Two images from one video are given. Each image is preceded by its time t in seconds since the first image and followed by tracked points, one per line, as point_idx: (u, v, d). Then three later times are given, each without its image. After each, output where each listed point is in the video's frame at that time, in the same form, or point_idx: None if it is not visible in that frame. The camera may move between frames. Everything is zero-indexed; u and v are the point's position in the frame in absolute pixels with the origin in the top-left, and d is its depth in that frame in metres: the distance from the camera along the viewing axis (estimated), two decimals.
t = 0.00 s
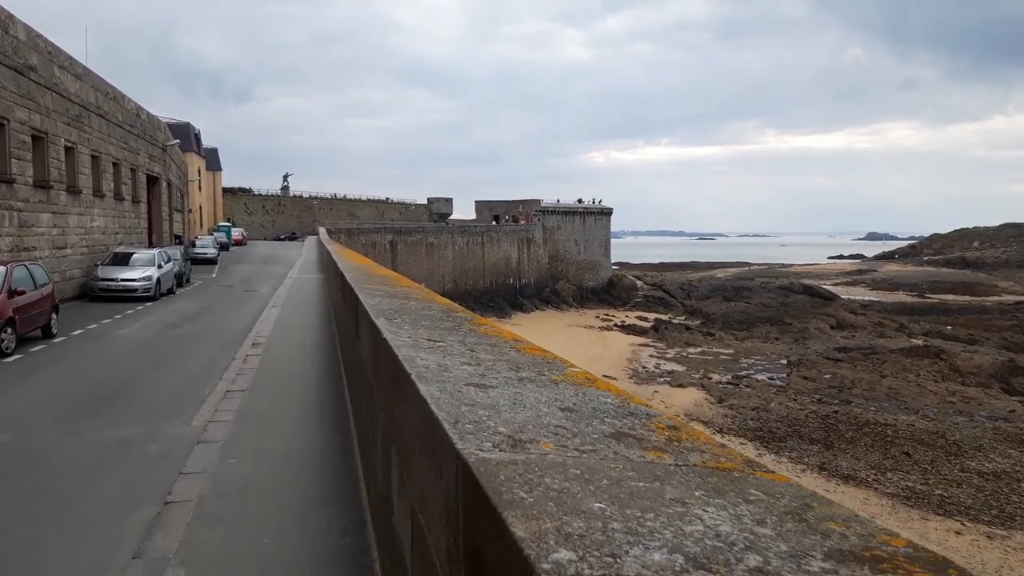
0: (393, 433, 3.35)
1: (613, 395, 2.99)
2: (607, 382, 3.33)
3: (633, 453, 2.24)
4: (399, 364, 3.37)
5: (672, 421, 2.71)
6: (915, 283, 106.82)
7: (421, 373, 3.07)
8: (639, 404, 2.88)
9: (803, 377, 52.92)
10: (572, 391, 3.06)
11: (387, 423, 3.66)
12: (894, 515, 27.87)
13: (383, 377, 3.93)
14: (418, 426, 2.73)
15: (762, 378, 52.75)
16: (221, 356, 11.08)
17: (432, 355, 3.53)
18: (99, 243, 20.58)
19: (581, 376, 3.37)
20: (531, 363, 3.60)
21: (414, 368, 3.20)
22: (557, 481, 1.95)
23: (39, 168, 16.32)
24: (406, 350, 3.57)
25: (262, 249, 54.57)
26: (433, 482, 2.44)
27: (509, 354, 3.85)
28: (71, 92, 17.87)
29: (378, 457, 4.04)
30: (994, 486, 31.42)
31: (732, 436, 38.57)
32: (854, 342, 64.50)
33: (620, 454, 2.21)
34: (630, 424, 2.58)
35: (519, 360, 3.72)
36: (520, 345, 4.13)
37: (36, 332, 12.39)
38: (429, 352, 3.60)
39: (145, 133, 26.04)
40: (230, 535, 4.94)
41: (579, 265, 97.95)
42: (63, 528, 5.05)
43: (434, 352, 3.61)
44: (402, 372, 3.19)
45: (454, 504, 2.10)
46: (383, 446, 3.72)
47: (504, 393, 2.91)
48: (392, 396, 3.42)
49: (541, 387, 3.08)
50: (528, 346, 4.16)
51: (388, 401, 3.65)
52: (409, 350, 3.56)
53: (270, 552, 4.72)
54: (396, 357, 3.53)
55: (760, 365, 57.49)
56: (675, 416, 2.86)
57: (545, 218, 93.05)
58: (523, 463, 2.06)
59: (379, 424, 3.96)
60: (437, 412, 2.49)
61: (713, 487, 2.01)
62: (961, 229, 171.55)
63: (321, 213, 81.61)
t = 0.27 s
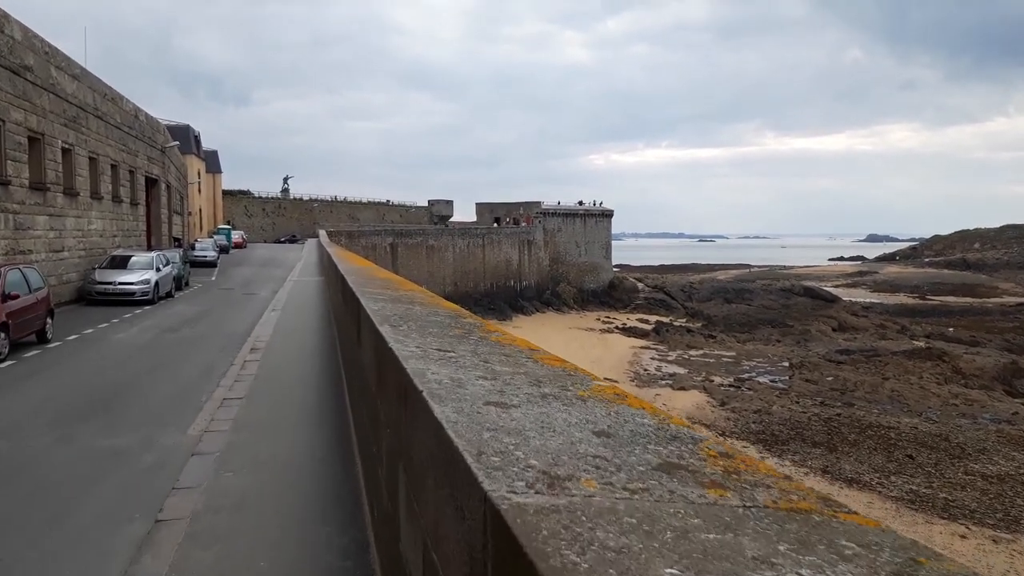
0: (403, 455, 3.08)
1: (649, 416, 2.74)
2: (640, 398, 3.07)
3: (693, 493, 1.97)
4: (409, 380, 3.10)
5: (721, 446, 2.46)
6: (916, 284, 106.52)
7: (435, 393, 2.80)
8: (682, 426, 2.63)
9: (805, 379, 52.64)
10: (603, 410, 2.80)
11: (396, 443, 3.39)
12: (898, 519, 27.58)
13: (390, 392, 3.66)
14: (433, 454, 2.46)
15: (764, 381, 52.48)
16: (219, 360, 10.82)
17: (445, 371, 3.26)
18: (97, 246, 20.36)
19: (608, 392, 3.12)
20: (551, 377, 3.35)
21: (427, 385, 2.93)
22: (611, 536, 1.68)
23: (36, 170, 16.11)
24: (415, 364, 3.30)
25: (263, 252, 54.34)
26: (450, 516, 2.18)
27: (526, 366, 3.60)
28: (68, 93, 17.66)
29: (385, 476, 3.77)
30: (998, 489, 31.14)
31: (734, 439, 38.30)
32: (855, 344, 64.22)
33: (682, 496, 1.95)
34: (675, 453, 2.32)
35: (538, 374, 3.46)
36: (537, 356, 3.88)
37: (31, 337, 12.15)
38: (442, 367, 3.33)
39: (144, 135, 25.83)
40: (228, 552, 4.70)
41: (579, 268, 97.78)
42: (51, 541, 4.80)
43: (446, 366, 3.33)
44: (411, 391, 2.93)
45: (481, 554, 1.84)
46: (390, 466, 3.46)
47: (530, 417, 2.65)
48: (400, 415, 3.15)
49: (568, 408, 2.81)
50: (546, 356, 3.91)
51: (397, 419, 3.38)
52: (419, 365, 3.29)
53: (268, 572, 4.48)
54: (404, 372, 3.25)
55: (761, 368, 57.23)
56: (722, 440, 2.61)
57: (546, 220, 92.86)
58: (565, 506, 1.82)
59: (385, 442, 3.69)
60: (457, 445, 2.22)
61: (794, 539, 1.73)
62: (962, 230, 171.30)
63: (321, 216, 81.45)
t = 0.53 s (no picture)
0: (423, 489, 2.80)
1: (704, 451, 2.47)
2: (688, 427, 2.81)
3: (786, 561, 1.70)
4: (426, 404, 2.80)
5: (796, 491, 2.18)
6: (921, 292, 105.86)
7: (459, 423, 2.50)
8: (747, 464, 2.36)
9: (811, 388, 52.14)
10: (650, 443, 2.52)
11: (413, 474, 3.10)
12: (908, 530, 27.11)
13: (403, 416, 3.36)
14: (459, 495, 2.16)
15: (770, 389, 52.03)
16: (221, 370, 10.54)
17: (467, 394, 2.96)
18: (100, 253, 20.16)
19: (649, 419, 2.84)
20: (584, 400, 3.06)
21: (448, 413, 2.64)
22: None
23: (37, 175, 15.92)
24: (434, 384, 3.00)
25: (266, 258, 54.15)
26: None
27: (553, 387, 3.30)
28: (71, 98, 17.50)
29: (395, 505, 3.49)
30: (1009, 500, 30.64)
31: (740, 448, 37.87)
32: (862, 353, 63.71)
33: (773, 566, 1.67)
34: (747, 504, 2.05)
35: (569, 397, 3.17)
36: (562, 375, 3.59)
37: (29, 344, 11.92)
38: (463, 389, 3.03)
39: (147, 140, 25.68)
40: None
41: (584, 275, 97.49)
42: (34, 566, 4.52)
43: (466, 388, 3.03)
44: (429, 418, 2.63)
45: None
46: (403, 497, 3.17)
47: (570, 455, 2.36)
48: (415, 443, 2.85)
49: (610, 441, 2.53)
50: (573, 375, 3.63)
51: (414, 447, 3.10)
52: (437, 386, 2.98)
53: None
54: (420, 393, 2.95)
55: (767, 376, 56.76)
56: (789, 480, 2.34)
57: (550, 227, 92.63)
58: None
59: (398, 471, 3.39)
60: (492, 496, 1.92)
61: None
62: (967, 238, 170.50)
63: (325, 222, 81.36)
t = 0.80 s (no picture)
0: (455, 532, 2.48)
1: (783, 498, 2.11)
2: (754, 463, 2.46)
3: None
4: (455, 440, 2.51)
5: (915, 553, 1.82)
6: (932, 296, 104.93)
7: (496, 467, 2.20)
8: (840, 515, 2.00)
9: (822, 392, 51.57)
10: (719, 487, 2.16)
11: (446, 514, 2.81)
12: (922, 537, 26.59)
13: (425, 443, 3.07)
14: (503, 555, 1.86)
15: (780, 394, 51.51)
16: (226, 378, 10.28)
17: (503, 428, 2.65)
18: (107, 256, 20.02)
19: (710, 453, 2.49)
20: (627, 430, 2.73)
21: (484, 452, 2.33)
22: None
23: (43, 178, 15.78)
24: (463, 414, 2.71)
25: (274, 262, 54.11)
26: None
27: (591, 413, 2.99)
28: (78, 100, 17.38)
29: (418, 539, 3.21)
30: None
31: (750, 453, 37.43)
32: (873, 357, 63.06)
33: None
34: None
35: (610, 425, 2.84)
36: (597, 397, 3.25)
37: (32, 350, 11.72)
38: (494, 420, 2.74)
39: (155, 143, 25.57)
40: None
41: (592, 278, 97.17)
42: None
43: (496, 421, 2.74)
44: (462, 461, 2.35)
45: None
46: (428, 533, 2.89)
47: (626, 502, 2.01)
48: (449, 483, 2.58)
49: (674, 486, 2.16)
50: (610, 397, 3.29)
51: (448, 483, 2.80)
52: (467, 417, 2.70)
53: None
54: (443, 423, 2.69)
55: (777, 380, 56.24)
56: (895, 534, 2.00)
57: (558, 231, 92.40)
58: None
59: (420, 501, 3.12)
60: (549, 570, 1.59)
61: None
62: (978, 242, 169.08)
63: (334, 226, 81.39)
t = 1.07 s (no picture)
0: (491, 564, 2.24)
1: (888, 532, 1.99)
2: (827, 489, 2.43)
3: None
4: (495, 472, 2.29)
5: None
6: (937, 297, 104.40)
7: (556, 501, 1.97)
8: (963, 558, 1.85)
9: (827, 394, 51.19)
10: (809, 518, 2.05)
11: (470, 535, 2.52)
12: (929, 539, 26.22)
13: (448, 460, 2.85)
14: None
15: (785, 395, 51.17)
16: (228, 379, 10.07)
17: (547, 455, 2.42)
18: (109, 257, 19.84)
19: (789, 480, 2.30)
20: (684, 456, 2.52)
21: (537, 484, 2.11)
22: None
23: (45, 178, 15.62)
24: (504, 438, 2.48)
25: (277, 263, 53.95)
26: None
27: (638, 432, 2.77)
28: (80, 99, 17.22)
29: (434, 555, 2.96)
30: None
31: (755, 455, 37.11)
32: (878, 358, 62.66)
33: None
34: None
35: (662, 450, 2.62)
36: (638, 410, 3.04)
37: (33, 351, 11.53)
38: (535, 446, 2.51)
39: (158, 143, 25.41)
40: None
41: (596, 279, 96.83)
42: None
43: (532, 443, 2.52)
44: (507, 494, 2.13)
45: None
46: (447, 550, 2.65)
47: (721, 542, 1.78)
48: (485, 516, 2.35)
49: (761, 520, 2.01)
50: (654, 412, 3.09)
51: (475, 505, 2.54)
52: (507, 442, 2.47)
53: None
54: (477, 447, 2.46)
55: (782, 382, 55.88)
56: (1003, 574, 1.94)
57: (562, 232, 92.11)
58: None
59: (436, 521, 2.95)
60: None
61: None
62: (983, 243, 168.18)
63: (337, 227, 81.23)
